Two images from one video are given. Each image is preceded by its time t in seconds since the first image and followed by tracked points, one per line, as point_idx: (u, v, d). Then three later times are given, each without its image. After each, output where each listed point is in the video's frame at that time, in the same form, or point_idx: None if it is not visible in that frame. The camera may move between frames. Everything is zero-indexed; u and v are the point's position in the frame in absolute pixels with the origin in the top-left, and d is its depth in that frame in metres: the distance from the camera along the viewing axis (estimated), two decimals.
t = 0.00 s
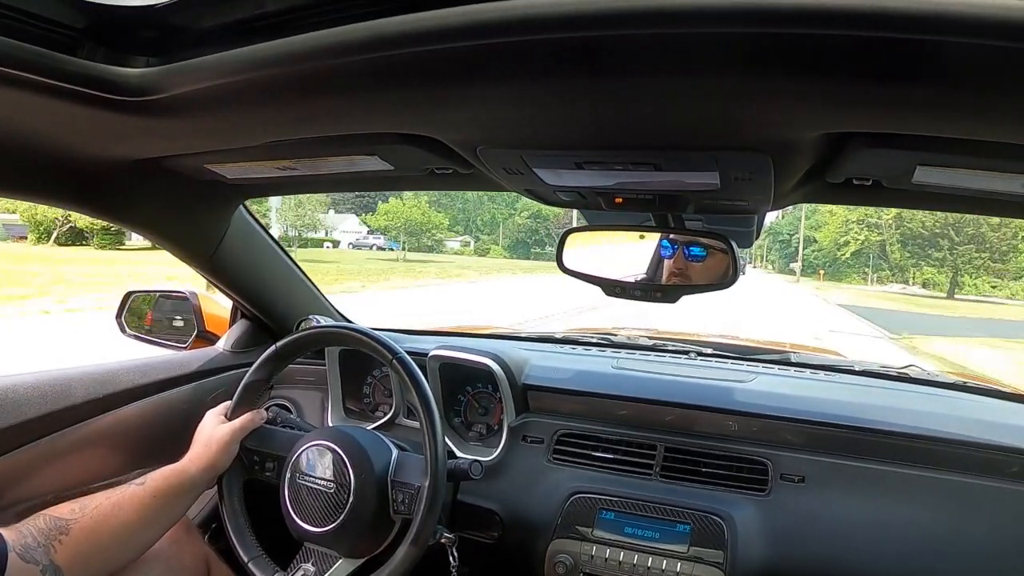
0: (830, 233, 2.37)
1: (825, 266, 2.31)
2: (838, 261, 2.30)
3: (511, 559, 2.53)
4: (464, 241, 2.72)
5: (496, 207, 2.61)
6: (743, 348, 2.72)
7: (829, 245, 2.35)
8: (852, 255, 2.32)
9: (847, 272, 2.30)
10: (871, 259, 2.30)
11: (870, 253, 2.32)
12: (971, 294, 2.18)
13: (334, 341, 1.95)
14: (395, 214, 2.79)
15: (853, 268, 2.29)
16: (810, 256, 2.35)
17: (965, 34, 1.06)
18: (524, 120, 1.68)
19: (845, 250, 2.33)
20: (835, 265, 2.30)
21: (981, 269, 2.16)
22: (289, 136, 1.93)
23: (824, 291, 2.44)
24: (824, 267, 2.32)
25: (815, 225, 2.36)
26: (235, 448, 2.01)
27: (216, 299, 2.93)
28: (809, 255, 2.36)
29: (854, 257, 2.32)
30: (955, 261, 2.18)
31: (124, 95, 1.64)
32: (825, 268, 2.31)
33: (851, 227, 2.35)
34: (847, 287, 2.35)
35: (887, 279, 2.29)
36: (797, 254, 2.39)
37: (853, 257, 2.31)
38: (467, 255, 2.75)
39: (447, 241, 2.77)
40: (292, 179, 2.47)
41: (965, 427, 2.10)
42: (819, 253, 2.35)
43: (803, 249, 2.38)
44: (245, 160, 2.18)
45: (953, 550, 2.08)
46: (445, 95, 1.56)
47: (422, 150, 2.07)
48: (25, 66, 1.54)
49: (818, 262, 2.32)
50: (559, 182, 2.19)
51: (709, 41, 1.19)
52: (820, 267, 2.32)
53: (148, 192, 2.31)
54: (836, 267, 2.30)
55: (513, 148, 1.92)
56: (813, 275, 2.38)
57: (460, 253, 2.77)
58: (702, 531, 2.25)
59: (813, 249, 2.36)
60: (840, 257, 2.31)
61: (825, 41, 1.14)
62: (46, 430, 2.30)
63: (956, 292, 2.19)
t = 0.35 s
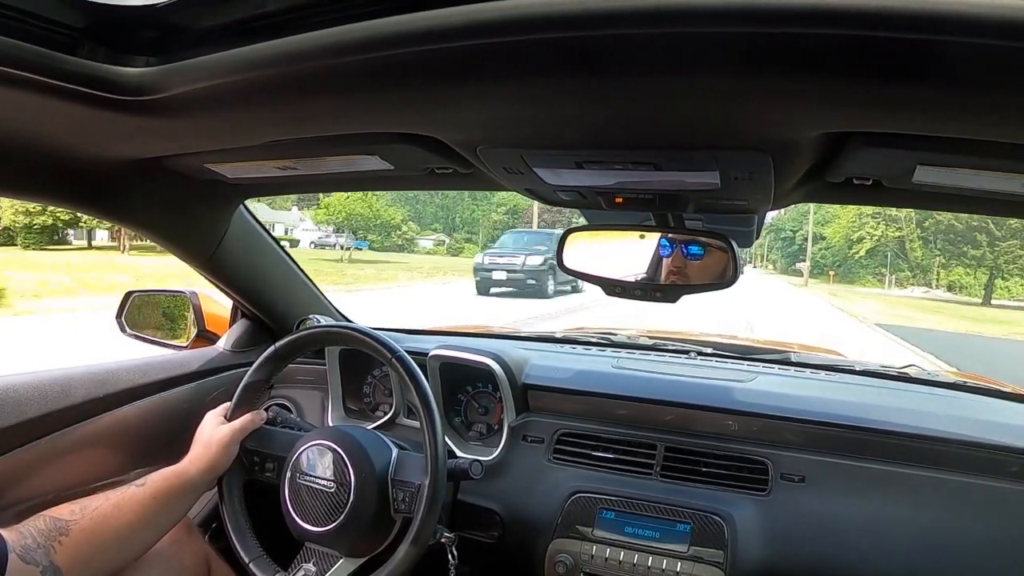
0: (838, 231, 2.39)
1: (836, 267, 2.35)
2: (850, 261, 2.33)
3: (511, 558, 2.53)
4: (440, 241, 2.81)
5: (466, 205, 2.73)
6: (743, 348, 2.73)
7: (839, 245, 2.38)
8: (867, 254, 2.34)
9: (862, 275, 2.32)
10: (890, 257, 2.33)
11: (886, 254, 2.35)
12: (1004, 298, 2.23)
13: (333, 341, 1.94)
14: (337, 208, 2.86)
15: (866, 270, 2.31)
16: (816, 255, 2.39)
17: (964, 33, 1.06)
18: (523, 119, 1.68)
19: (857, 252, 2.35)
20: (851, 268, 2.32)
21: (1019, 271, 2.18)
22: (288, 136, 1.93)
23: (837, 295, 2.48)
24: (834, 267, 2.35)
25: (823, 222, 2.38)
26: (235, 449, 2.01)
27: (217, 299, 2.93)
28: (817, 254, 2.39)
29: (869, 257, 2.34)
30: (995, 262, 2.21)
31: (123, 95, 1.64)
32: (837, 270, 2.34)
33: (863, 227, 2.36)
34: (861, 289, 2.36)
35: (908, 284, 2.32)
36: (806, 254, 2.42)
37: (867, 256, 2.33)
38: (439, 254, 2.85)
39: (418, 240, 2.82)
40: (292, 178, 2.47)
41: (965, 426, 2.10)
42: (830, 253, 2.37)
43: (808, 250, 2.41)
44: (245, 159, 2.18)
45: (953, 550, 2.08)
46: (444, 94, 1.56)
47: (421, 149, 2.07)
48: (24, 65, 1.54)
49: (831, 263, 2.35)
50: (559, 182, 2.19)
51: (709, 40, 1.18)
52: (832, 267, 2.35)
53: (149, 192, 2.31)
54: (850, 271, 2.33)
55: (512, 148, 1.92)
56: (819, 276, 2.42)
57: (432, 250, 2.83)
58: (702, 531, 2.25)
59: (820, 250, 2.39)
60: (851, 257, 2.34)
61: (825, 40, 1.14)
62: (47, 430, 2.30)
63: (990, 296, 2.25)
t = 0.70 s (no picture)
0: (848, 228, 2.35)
1: (850, 266, 2.29)
2: (865, 260, 2.28)
3: (511, 559, 2.53)
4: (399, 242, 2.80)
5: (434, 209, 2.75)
6: (741, 348, 2.74)
7: (852, 244, 2.34)
8: (885, 253, 2.28)
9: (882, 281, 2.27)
10: (914, 256, 2.24)
11: (907, 253, 2.27)
12: None
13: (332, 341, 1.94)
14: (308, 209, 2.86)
15: (884, 270, 2.25)
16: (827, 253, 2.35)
17: (965, 33, 1.06)
18: (522, 119, 1.68)
19: (874, 251, 2.31)
20: (865, 269, 2.27)
21: None
22: (288, 136, 1.93)
23: (854, 301, 2.40)
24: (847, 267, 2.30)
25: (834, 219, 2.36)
26: (235, 450, 2.00)
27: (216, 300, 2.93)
28: (828, 253, 2.34)
29: (889, 256, 2.27)
30: None
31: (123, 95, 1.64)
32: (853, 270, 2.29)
33: (880, 224, 2.33)
34: (881, 294, 2.31)
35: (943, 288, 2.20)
36: (818, 254, 2.37)
37: (885, 257, 2.27)
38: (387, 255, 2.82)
39: (389, 238, 2.83)
40: (291, 179, 2.47)
41: (964, 426, 2.10)
42: (842, 251, 2.33)
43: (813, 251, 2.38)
44: (244, 160, 2.18)
45: (953, 550, 2.08)
46: (443, 94, 1.56)
47: (421, 149, 2.07)
48: (24, 66, 1.54)
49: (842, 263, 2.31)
50: (558, 182, 2.19)
51: (710, 40, 1.18)
52: (845, 267, 2.30)
53: (148, 193, 2.31)
54: (865, 271, 2.28)
55: (512, 148, 1.92)
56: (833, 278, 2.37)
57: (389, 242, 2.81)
58: (702, 531, 2.25)
59: (831, 250, 2.35)
60: (866, 257, 2.29)
61: (825, 40, 1.14)
62: (46, 430, 2.30)
63: None
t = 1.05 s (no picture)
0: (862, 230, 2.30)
1: (869, 268, 2.23)
2: (886, 261, 2.21)
3: (511, 557, 2.54)
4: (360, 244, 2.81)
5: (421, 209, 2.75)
6: (740, 347, 2.75)
7: (872, 244, 2.27)
8: (915, 252, 2.21)
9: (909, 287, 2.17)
10: (949, 256, 2.16)
11: (939, 252, 2.19)
12: None
13: (331, 340, 1.94)
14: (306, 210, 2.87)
15: (912, 272, 2.16)
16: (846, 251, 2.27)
17: (965, 32, 1.06)
18: (521, 118, 1.68)
19: (896, 253, 2.24)
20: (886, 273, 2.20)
21: None
22: (287, 135, 1.93)
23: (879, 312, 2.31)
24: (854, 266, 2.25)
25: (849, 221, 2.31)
26: (235, 448, 2.00)
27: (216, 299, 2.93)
28: (849, 253, 2.26)
29: (919, 255, 2.19)
30: None
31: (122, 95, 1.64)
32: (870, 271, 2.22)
33: (910, 217, 2.27)
34: (908, 301, 2.20)
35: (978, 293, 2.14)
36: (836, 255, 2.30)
37: (916, 255, 2.20)
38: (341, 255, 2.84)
39: (355, 238, 2.83)
40: (291, 178, 2.47)
41: (964, 425, 2.10)
42: (863, 251, 2.26)
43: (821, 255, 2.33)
44: (244, 159, 2.18)
45: (953, 548, 2.08)
46: (442, 94, 1.56)
47: (421, 149, 2.07)
48: (24, 66, 1.54)
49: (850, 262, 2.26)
50: (557, 181, 2.19)
51: (709, 39, 1.18)
52: (864, 269, 2.24)
53: (147, 192, 2.30)
54: (884, 275, 2.20)
55: (511, 147, 1.92)
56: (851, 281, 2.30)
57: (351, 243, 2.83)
58: (702, 530, 2.26)
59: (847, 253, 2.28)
60: (888, 258, 2.22)
61: (825, 39, 1.14)
62: (47, 429, 2.30)
63: None
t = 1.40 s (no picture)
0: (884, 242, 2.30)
1: (899, 268, 2.21)
2: (920, 262, 2.18)
3: (510, 559, 2.53)
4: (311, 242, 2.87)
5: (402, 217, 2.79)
6: (740, 349, 2.75)
7: (903, 243, 2.28)
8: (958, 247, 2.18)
9: (944, 291, 2.13)
10: (995, 254, 2.13)
11: (982, 250, 2.15)
12: None
13: (331, 341, 1.94)
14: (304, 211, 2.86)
15: (948, 272, 2.11)
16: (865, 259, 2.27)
17: (970, 35, 1.06)
18: (523, 120, 1.68)
19: (932, 250, 2.22)
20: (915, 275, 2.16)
21: None
22: (288, 137, 1.93)
23: (912, 324, 2.28)
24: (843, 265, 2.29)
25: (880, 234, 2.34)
26: (231, 445, 2.00)
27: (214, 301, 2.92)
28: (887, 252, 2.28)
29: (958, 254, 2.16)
30: None
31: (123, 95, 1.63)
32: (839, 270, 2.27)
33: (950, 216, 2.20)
34: (948, 310, 2.15)
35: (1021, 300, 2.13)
36: (832, 254, 2.32)
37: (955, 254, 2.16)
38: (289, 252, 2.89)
39: (312, 237, 2.86)
40: (291, 180, 2.47)
41: (963, 428, 2.11)
42: (894, 251, 2.28)
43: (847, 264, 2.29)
44: (243, 160, 2.17)
45: (952, 550, 2.08)
46: (444, 96, 1.56)
47: (421, 151, 2.06)
48: (24, 66, 1.54)
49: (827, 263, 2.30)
50: (557, 183, 2.19)
51: (715, 40, 1.18)
52: (892, 270, 2.22)
53: (147, 191, 2.29)
54: (916, 276, 2.17)
55: (512, 149, 1.92)
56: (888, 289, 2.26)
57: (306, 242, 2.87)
58: (701, 532, 2.25)
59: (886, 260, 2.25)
60: (921, 258, 2.19)
61: (831, 41, 1.14)
62: (44, 431, 2.28)
63: None
